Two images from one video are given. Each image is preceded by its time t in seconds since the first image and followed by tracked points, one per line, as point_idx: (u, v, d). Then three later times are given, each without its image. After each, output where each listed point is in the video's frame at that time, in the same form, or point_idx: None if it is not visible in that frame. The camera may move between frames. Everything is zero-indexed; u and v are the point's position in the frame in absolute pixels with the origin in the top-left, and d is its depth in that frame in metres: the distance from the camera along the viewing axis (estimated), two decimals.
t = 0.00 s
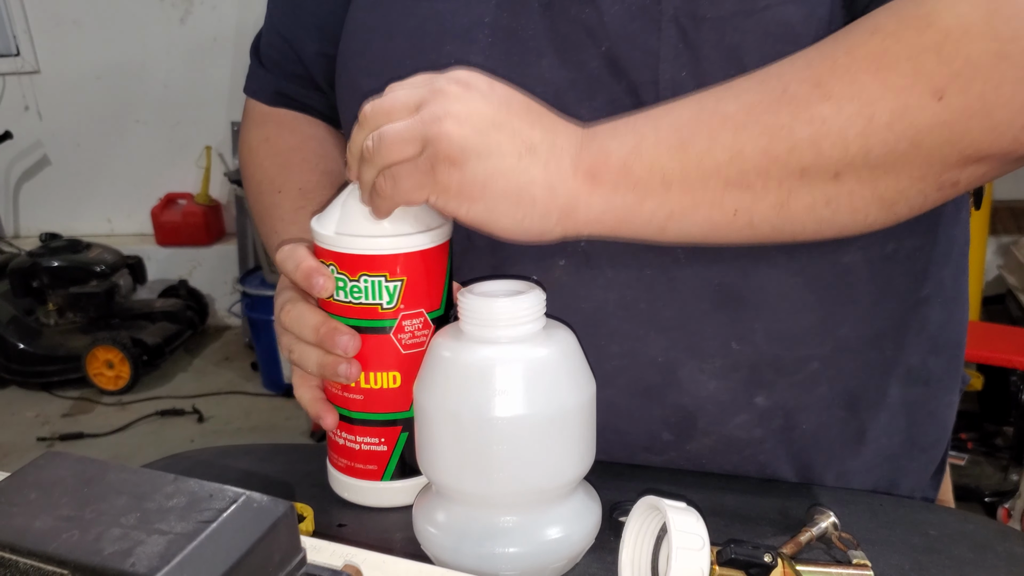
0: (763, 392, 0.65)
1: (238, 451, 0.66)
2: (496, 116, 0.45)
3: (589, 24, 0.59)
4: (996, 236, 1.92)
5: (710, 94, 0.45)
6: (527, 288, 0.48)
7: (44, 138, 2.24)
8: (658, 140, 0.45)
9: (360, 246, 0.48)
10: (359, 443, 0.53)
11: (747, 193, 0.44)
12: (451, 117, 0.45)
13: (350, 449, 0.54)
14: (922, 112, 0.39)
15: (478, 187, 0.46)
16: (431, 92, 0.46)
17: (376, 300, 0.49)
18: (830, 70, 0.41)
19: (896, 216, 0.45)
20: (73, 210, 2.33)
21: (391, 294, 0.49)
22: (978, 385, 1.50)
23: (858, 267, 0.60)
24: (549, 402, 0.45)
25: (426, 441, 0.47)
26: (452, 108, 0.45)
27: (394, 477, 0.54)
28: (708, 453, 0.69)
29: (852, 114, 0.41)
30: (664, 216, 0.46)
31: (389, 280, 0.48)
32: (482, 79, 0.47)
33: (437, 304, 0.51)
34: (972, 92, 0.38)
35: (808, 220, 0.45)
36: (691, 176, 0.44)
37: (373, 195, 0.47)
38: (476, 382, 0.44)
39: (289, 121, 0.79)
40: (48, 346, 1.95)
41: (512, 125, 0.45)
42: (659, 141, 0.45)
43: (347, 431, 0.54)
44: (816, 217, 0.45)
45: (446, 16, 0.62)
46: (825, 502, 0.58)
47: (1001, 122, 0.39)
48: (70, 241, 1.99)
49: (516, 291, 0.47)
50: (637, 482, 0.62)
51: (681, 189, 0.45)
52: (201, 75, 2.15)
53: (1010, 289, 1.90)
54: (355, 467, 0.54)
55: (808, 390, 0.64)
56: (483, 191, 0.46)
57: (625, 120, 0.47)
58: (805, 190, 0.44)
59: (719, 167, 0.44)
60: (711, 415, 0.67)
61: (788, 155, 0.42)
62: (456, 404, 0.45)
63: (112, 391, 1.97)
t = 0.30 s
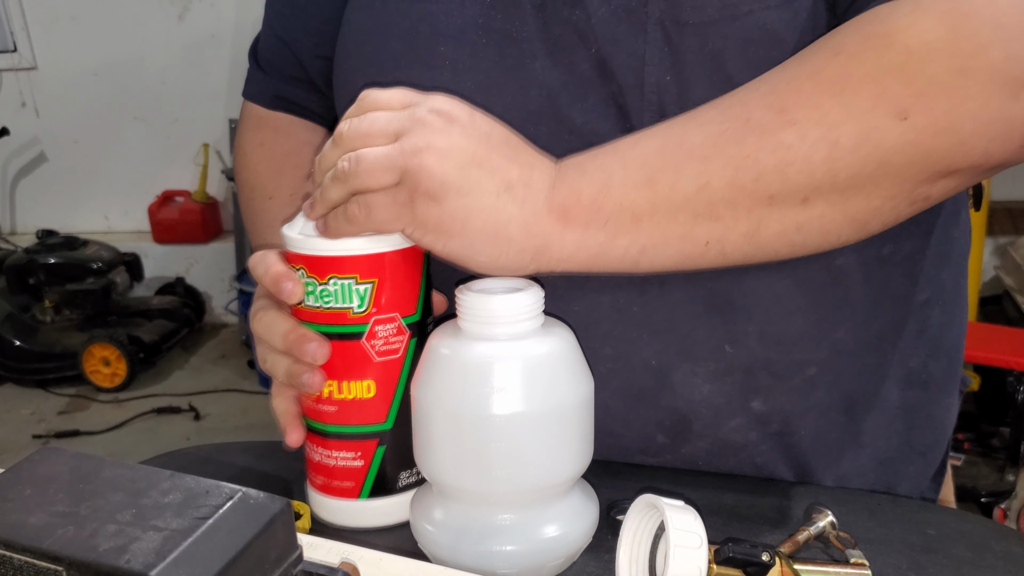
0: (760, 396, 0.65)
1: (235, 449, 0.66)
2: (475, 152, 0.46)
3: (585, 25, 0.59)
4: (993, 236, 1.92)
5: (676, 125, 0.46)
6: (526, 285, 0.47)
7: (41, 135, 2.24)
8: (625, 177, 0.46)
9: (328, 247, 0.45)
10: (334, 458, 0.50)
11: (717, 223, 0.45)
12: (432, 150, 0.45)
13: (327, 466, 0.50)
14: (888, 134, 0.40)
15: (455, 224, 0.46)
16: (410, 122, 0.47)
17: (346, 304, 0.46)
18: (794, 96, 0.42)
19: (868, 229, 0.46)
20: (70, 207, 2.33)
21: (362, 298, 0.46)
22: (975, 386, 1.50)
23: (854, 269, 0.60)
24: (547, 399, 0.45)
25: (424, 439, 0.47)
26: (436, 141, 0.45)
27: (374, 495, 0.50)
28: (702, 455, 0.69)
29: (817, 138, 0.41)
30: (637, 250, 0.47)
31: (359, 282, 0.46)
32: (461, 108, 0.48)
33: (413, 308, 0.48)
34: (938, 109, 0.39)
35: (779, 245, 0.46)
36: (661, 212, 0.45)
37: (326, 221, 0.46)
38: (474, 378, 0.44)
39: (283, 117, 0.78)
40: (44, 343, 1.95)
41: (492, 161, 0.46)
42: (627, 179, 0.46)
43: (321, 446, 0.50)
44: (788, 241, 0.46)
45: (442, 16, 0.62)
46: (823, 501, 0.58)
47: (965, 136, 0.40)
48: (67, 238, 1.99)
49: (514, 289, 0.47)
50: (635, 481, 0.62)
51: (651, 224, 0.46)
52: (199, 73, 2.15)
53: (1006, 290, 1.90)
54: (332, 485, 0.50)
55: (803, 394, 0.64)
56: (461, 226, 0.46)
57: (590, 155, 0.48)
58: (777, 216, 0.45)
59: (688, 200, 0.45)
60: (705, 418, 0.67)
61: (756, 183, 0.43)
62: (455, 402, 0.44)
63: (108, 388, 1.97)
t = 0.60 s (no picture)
0: (758, 392, 0.65)
1: (234, 448, 0.66)
2: (463, 146, 0.46)
3: (585, 21, 0.59)
4: (992, 237, 1.92)
5: (657, 120, 0.47)
6: (525, 285, 0.48)
7: (39, 135, 2.24)
8: (608, 173, 0.47)
9: (319, 248, 0.45)
10: (328, 460, 0.49)
11: (701, 216, 0.45)
12: (419, 144, 0.46)
13: (320, 469, 0.50)
14: (870, 121, 0.40)
15: (442, 220, 0.47)
16: (399, 115, 0.47)
17: (339, 306, 0.46)
18: (774, 87, 0.42)
19: (855, 222, 0.46)
20: (69, 207, 2.33)
21: (355, 300, 0.46)
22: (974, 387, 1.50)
23: (854, 268, 0.60)
24: (547, 398, 0.45)
25: (422, 438, 0.47)
26: (423, 135, 0.46)
27: (368, 498, 0.50)
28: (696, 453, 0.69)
29: (797, 127, 0.41)
30: (622, 247, 0.48)
31: (351, 283, 0.45)
32: (450, 104, 0.48)
33: (407, 310, 0.48)
34: (920, 98, 0.38)
35: (767, 237, 0.46)
36: (643, 208, 0.46)
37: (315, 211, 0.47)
38: (473, 377, 0.44)
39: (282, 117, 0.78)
40: (43, 343, 1.95)
41: (482, 158, 0.47)
42: (609, 173, 0.47)
43: (315, 449, 0.50)
44: (775, 233, 0.46)
45: (442, 14, 0.62)
46: (822, 501, 0.58)
47: (949, 123, 0.39)
48: (65, 237, 1.99)
49: (514, 288, 0.47)
50: (634, 480, 0.62)
51: (634, 221, 0.47)
52: (198, 72, 2.14)
53: (1005, 290, 1.90)
54: (325, 488, 0.50)
55: (800, 393, 0.64)
56: (448, 220, 0.47)
57: (579, 150, 0.49)
58: (762, 209, 0.44)
59: (670, 193, 0.45)
60: (705, 415, 0.67)
61: (736, 175, 0.43)
62: (454, 401, 0.44)
63: (106, 388, 1.96)
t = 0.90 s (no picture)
0: (737, 383, 0.65)
1: (233, 448, 0.66)
2: (441, 142, 0.47)
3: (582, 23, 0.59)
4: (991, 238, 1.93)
5: (646, 105, 0.47)
6: (540, 277, 0.48)
7: (38, 135, 2.24)
8: (594, 155, 0.47)
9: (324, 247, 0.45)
10: (332, 463, 0.48)
11: (679, 202, 0.46)
12: (403, 154, 0.46)
13: (322, 472, 0.49)
14: (849, 125, 0.41)
15: (447, 217, 0.47)
16: (370, 133, 0.47)
17: (345, 307, 0.45)
18: (759, 83, 0.43)
19: (827, 219, 0.47)
20: (68, 206, 2.33)
21: (362, 299, 0.45)
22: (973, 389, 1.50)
23: (851, 267, 0.60)
24: (562, 390, 0.45)
25: (440, 429, 0.47)
26: (404, 142, 0.46)
27: (371, 501, 0.49)
28: (700, 456, 0.68)
29: (777, 124, 0.42)
30: (606, 226, 0.48)
31: (358, 283, 0.45)
32: (415, 112, 0.48)
33: (411, 310, 0.48)
34: (895, 105, 0.40)
35: (742, 228, 0.47)
36: (626, 189, 0.46)
37: (309, 243, 0.45)
38: (490, 368, 0.45)
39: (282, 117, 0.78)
40: (40, 343, 1.94)
41: (461, 150, 0.47)
42: (595, 155, 0.47)
43: (316, 452, 0.48)
44: (746, 230, 0.47)
45: (442, 13, 0.62)
46: (820, 500, 0.58)
47: (925, 133, 0.41)
48: (64, 237, 1.99)
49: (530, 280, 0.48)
50: (633, 480, 0.62)
51: (618, 201, 0.47)
52: (197, 72, 2.14)
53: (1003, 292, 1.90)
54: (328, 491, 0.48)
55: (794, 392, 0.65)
56: (452, 216, 0.47)
57: (562, 132, 0.49)
58: (737, 202, 0.45)
59: (650, 179, 0.45)
60: (686, 404, 0.67)
61: (718, 165, 0.44)
62: (471, 391, 0.45)
63: (105, 387, 1.96)
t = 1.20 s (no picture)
0: (757, 419, 0.69)
1: (230, 446, 0.66)
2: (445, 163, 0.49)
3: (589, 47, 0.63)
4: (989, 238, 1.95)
5: (653, 151, 0.48)
6: (541, 277, 0.48)
7: (36, 133, 2.24)
8: (597, 189, 0.48)
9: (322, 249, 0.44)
10: (330, 460, 0.48)
11: (677, 248, 0.47)
12: (408, 166, 0.48)
13: (320, 469, 0.48)
14: (853, 197, 0.43)
15: (444, 229, 0.47)
16: (378, 143, 0.49)
17: (345, 303, 0.45)
18: (765, 144, 0.45)
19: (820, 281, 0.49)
20: (66, 204, 2.32)
21: (362, 296, 0.46)
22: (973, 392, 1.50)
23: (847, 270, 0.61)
24: (561, 387, 0.45)
25: (442, 428, 0.47)
26: (411, 154, 0.48)
27: (369, 499, 0.49)
28: (705, 445, 0.72)
29: (781, 186, 0.44)
30: (601, 262, 0.49)
31: (359, 279, 0.45)
32: (424, 128, 0.51)
33: (410, 308, 0.48)
34: (896, 180, 0.42)
35: (734, 281, 0.48)
36: (626, 229, 0.47)
37: (308, 247, 0.45)
38: (489, 365, 0.45)
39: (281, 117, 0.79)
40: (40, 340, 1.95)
41: (465, 168, 0.49)
42: (599, 190, 0.48)
43: (315, 449, 0.48)
44: (742, 277, 0.48)
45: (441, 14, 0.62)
46: (818, 499, 0.58)
47: (926, 207, 0.43)
48: (62, 235, 1.99)
49: (531, 280, 0.48)
50: (631, 479, 0.62)
51: (616, 240, 0.48)
52: (195, 70, 2.14)
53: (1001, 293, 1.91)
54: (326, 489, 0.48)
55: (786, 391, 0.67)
56: (450, 229, 0.48)
57: (569, 168, 0.50)
58: (734, 254, 0.47)
59: (652, 221, 0.47)
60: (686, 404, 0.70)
61: (716, 218, 0.46)
62: (470, 387, 0.45)
63: (103, 386, 1.96)
